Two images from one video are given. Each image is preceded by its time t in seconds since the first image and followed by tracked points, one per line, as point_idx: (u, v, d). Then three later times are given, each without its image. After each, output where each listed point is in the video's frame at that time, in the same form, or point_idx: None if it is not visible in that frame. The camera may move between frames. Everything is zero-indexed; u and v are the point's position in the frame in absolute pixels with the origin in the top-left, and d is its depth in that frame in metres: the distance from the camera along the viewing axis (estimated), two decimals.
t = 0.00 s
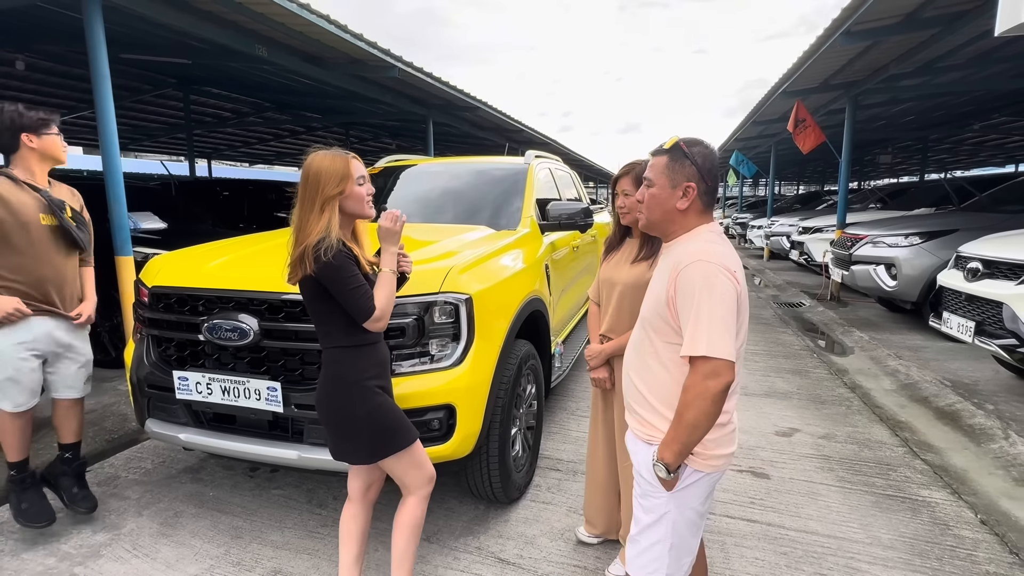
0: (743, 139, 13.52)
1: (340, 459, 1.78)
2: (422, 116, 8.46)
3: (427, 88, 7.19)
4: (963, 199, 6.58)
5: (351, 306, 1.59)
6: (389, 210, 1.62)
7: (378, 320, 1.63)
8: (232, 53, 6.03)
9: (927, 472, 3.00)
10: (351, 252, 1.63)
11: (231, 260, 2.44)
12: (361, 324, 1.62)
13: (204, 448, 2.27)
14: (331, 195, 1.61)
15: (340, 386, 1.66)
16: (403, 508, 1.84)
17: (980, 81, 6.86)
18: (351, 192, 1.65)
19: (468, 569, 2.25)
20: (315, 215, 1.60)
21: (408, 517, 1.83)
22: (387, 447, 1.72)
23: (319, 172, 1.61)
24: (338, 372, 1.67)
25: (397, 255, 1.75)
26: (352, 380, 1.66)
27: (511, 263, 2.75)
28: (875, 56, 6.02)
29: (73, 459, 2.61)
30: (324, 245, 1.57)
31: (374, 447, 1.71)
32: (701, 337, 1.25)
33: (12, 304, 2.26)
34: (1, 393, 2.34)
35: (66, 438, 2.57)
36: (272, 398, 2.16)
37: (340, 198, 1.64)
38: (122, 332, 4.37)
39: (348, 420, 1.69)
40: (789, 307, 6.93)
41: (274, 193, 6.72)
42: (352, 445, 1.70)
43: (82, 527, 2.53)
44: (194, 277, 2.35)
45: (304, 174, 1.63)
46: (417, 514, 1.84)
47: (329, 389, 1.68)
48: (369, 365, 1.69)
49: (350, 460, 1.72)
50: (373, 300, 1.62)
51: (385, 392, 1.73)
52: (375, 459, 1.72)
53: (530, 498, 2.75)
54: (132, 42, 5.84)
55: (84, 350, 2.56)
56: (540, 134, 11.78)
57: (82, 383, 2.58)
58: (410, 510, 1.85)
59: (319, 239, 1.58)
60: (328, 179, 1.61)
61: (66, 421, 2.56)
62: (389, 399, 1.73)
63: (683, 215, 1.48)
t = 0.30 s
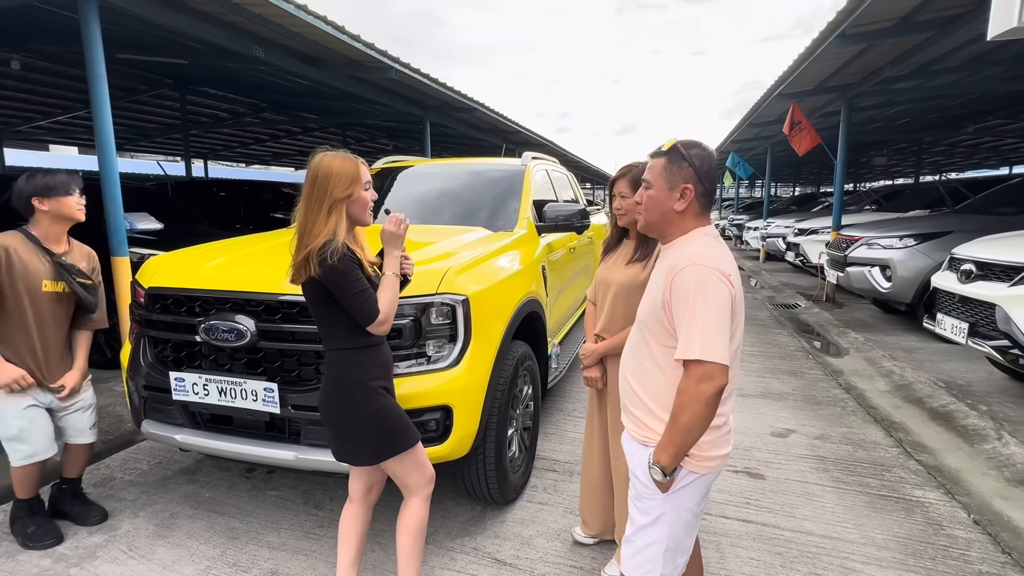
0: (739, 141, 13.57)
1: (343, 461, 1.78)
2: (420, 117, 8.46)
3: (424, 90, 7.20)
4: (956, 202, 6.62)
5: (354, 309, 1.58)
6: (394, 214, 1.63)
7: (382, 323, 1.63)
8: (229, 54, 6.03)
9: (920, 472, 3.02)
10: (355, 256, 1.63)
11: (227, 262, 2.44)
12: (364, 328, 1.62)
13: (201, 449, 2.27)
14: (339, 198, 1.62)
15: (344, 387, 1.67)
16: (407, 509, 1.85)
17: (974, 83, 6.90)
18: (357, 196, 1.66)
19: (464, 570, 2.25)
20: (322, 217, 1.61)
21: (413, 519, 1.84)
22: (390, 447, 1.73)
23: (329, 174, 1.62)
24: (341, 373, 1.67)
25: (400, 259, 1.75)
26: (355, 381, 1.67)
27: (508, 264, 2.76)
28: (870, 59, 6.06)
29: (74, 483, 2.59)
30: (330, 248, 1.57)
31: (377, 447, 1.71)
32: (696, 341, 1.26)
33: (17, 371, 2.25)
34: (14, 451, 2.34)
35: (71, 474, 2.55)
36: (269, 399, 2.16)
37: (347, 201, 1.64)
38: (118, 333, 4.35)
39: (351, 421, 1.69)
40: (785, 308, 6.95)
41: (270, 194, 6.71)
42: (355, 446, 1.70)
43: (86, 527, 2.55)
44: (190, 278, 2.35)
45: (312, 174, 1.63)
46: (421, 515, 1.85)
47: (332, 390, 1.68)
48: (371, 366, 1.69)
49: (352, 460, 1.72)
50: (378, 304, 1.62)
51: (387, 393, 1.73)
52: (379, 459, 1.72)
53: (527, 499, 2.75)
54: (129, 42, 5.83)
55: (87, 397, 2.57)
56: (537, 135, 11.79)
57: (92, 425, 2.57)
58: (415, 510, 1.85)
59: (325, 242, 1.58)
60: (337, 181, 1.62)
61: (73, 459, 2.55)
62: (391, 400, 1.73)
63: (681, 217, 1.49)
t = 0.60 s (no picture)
0: (734, 142, 13.62)
1: (347, 460, 1.77)
2: (415, 117, 8.45)
3: (419, 90, 7.19)
4: (948, 203, 6.67)
5: (359, 312, 1.58)
6: (400, 217, 1.63)
7: (386, 325, 1.64)
8: (223, 53, 6.00)
9: (912, 471, 3.05)
10: (361, 259, 1.63)
11: (222, 261, 2.44)
12: (368, 330, 1.62)
13: (195, 449, 2.26)
14: (349, 199, 1.61)
15: (350, 387, 1.66)
16: (409, 510, 1.86)
17: (965, 86, 6.96)
18: (367, 198, 1.66)
19: (459, 569, 2.25)
20: (332, 218, 1.60)
21: (415, 520, 1.85)
22: (395, 447, 1.73)
23: (341, 173, 1.61)
24: (346, 373, 1.67)
25: (404, 261, 1.75)
26: (360, 382, 1.66)
27: (502, 264, 2.76)
28: (863, 61, 6.10)
29: (61, 483, 2.58)
30: (337, 250, 1.57)
31: (381, 447, 1.71)
32: (693, 341, 1.27)
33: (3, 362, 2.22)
34: None
35: (51, 471, 2.55)
36: (264, 398, 2.16)
37: (357, 202, 1.63)
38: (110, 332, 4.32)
39: (357, 421, 1.69)
40: (779, 308, 6.98)
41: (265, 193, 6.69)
42: (360, 445, 1.70)
43: (77, 527, 2.54)
44: (184, 277, 2.34)
45: (323, 173, 1.61)
46: (423, 516, 1.86)
47: (337, 390, 1.68)
48: (376, 367, 1.69)
49: (357, 460, 1.72)
50: (381, 307, 1.62)
51: (393, 393, 1.74)
52: (384, 459, 1.72)
53: (521, 499, 2.76)
54: (122, 41, 5.80)
55: (66, 390, 2.54)
56: (532, 135, 11.80)
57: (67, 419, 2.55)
58: (416, 511, 1.86)
59: (332, 243, 1.58)
60: (349, 181, 1.61)
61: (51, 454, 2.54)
62: (396, 400, 1.73)
63: (677, 217, 1.50)
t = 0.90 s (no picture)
0: (726, 143, 13.69)
1: (357, 459, 1.76)
2: (408, 116, 8.43)
3: (413, 89, 7.18)
4: (937, 204, 6.74)
5: (377, 311, 1.58)
6: (425, 215, 1.64)
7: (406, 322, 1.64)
8: (215, 51, 5.96)
9: (901, 468, 3.08)
10: (379, 258, 1.62)
11: (216, 260, 2.43)
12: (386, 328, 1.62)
13: (189, 449, 2.25)
14: (364, 197, 1.61)
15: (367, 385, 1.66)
16: (405, 515, 1.87)
17: (954, 88, 7.04)
18: (380, 196, 1.66)
19: (454, 568, 2.26)
20: (348, 217, 1.59)
21: (412, 523, 1.87)
22: (410, 445, 1.73)
23: (354, 172, 1.60)
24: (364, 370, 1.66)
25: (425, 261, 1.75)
26: (378, 379, 1.66)
27: (497, 263, 2.76)
28: (853, 63, 6.15)
29: (50, 483, 2.56)
30: (356, 250, 1.56)
31: (396, 446, 1.71)
32: (696, 342, 1.28)
33: None
34: None
35: (37, 470, 2.53)
36: (258, 398, 2.15)
37: (371, 200, 1.63)
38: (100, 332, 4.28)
39: (374, 419, 1.68)
40: (770, 308, 7.03)
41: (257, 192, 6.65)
42: (376, 443, 1.70)
43: (68, 529, 2.52)
44: (177, 277, 2.33)
45: (336, 173, 1.61)
46: (420, 521, 1.88)
47: (353, 388, 1.67)
48: (394, 364, 1.69)
49: (370, 459, 1.72)
50: (400, 305, 1.62)
51: (409, 393, 1.74)
52: (398, 458, 1.72)
53: (516, 498, 2.77)
54: (112, 37, 5.75)
55: (53, 390, 2.55)
56: (526, 135, 11.80)
57: (53, 417, 2.54)
58: (413, 515, 1.88)
59: (350, 242, 1.57)
60: (363, 179, 1.60)
61: (34, 453, 2.52)
62: (411, 398, 1.73)
63: (674, 218, 1.51)
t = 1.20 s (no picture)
0: (717, 143, 13.77)
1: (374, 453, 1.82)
2: (401, 115, 8.41)
3: (406, 87, 7.15)
4: (925, 204, 6.83)
5: (406, 303, 1.66)
6: (441, 210, 1.74)
7: (433, 316, 1.74)
8: (206, 47, 5.90)
9: (892, 465, 3.13)
10: (403, 252, 1.71)
11: (212, 259, 2.42)
12: (414, 321, 1.71)
13: (186, 449, 2.24)
14: (384, 193, 1.68)
15: (392, 378, 1.74)
16: (403, 517, 1.89)
17: (941, 90, 7.14)
18: (399, 190, 1.73)
19: (453, 566, 2.26)
20: (370, 214, 1.67)
21: (409, 526, 1.89)
22: (428, 441, 1.80)
23: (372, 169, 1.67)
24: (389, 364, 1.74)
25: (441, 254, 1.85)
26: (402, 372, 1.75)
27: (494, 263, 2.77)
28: (844, 65, 6.22)
29: (43, 484, 2.53)
30: (383, 246, 1.64)
31: (414, 441, 1.78)
32: (698, 341, 1.30)
33: None
34: None
35: (28, 471, 2.49)
36: (257, 397, 2.14)
37: (391, 195, 1.71)
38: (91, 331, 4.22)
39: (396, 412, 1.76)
40: (761, 307, 7.09)
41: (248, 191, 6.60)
42: (396, 438, 1.77)
43: (61, 530, 2.49)
44: (174, 275, 2.32)
45: (354, 171, 1.68)
46: (417, 522, 1.90)
47: (377, 382, 1.75)
48: (417, 359, 1.78)
49: (388, 455, 1.78)
50: (428, 298, 1.71)
51: (428, 389, 1.82)
52: (415, 454, 1.79)
53: (513, 496, 2.78)
54: (101, 33, 5.67)
55: (43, 389, 2.51)
56: (518, 134, 11.80)
57: (43, 418, 2.50)
58: (410, 518, 1.90)
59: (375, 239, 1.65)
60: (381, 176, 1.68)
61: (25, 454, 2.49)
62: (431, 394, 1.81)
63: (677, 217, 1.53)
